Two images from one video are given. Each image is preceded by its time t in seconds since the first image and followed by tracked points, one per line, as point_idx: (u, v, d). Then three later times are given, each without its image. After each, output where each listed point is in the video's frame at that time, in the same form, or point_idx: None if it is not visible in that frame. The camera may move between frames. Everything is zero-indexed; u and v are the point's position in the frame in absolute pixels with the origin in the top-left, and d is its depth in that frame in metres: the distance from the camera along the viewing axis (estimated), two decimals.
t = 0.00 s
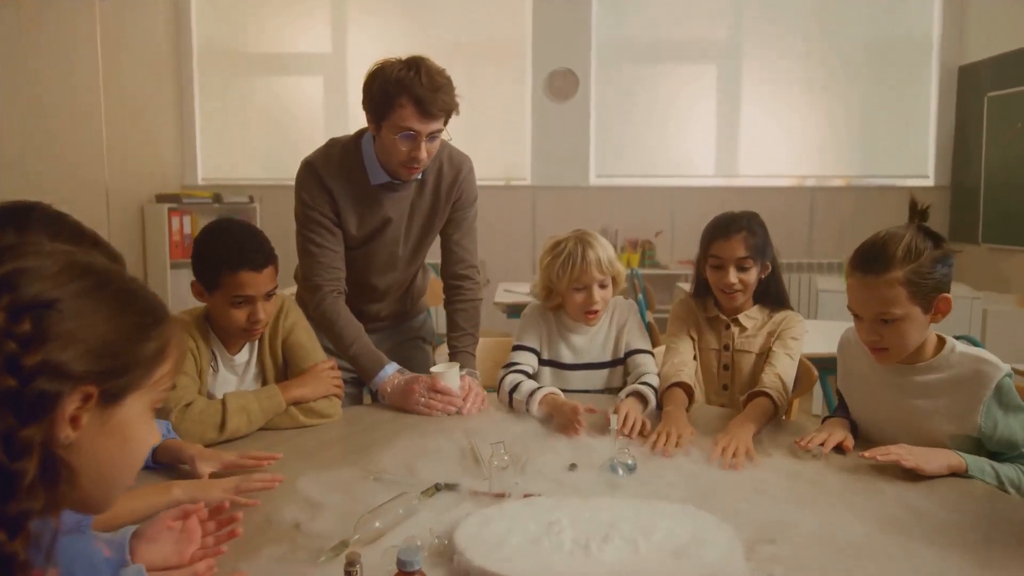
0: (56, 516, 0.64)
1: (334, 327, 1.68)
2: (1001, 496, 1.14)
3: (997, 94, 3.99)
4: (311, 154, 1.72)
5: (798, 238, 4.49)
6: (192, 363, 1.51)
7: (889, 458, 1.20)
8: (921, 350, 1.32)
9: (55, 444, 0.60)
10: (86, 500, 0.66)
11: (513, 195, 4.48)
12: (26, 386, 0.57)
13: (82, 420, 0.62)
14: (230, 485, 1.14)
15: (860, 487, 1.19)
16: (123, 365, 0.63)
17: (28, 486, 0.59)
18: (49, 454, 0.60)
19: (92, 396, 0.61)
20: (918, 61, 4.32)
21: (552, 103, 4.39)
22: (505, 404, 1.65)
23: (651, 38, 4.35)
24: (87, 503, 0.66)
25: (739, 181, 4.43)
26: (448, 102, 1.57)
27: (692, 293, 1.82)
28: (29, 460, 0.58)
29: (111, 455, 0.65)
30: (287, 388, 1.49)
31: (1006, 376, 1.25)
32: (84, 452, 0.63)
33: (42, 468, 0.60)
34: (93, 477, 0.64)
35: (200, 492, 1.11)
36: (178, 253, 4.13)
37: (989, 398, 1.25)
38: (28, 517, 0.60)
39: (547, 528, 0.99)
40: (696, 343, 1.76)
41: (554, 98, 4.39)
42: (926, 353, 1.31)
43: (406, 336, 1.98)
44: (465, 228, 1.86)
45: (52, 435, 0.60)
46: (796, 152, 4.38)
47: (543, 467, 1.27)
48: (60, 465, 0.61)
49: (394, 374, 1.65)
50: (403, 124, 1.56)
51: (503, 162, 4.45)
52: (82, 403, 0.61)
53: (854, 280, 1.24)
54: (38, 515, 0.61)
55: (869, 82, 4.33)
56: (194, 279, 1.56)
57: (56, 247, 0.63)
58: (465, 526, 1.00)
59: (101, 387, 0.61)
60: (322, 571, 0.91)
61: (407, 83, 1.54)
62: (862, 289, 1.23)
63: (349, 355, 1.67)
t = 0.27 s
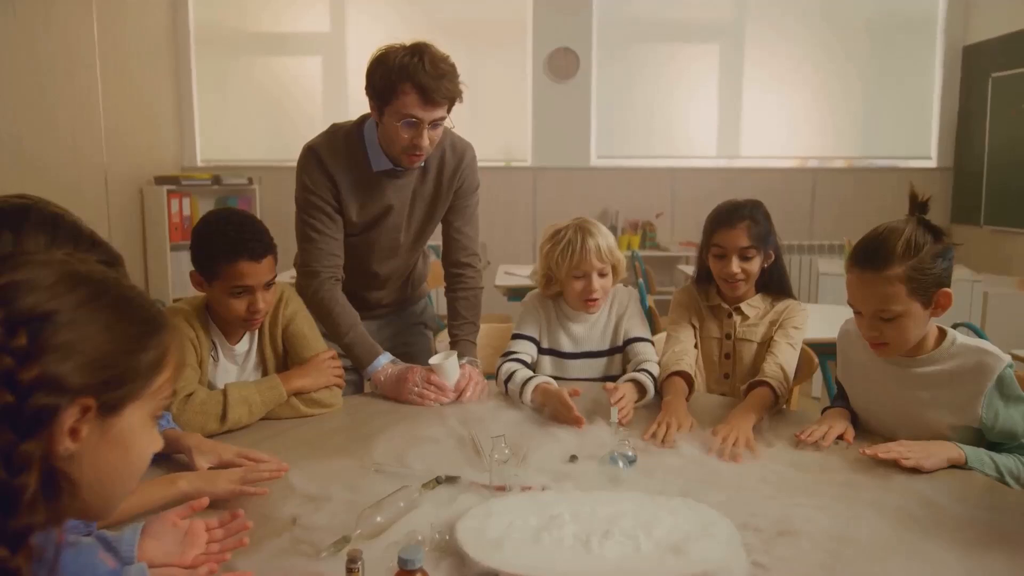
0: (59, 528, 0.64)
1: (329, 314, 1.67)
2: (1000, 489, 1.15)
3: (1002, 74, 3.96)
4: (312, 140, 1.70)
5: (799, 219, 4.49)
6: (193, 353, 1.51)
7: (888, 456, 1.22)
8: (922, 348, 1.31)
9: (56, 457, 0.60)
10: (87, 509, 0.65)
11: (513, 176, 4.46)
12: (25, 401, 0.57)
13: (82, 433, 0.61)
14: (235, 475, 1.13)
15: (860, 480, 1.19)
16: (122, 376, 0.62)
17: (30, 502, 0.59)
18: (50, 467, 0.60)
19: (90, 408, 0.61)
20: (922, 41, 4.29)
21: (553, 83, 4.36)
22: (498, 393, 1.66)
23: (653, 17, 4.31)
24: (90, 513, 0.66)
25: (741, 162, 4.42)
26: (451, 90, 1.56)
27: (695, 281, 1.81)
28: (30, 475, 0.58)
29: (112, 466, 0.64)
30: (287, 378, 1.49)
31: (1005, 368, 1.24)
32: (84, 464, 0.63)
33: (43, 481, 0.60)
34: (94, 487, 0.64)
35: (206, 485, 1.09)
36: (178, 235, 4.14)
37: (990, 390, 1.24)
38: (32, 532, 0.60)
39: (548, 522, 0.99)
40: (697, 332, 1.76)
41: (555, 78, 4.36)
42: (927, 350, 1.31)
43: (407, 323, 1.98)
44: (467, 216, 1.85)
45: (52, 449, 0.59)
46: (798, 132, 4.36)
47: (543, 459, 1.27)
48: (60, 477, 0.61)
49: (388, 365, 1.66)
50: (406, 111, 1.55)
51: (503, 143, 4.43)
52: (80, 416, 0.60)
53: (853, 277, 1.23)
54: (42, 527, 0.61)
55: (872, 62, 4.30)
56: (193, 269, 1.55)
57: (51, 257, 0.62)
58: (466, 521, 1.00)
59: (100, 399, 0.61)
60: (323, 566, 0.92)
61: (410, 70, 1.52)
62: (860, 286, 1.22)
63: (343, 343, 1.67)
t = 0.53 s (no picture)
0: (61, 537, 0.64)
1: (320, 299, 1.68)
2: (997, 481, 1.15)
3: (1007, 53, 3.92)
4: (314, 125, 1.69)
5: (801, 200, 4.48)
6: (194, 342, 1.50)
7: (886, 452, 1.22)
8: (921, 340, 1.31)
9: (56, 469, 0.60)
10: (87, 519, 0.66)
11: (513, 156, 4.44)
12: (23, 415, 0.57)
13: (81, 444, 0.61)
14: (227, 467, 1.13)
15: (859, 471, 1.20)
16: (122, 386, 0.62)
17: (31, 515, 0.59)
18: (50, 480, 0.60)
19: (89, 419, 0.61)
20: (926, 20, 4.25)
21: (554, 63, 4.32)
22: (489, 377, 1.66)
23: None
24: (92, 521, 0.66)
25: (742, 142, 4.40)
26: (454, 74, 1.54)
27: (696, 267, 1.81)
28: (30, 487, 0.58)
29: (112, 476, 0.64)
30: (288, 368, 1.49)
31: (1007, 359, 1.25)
32: (85, 474, 0.63)
33: (43, 494, 0.60)
34: (95, 498, 0.64)
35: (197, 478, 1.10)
36: (178, 217, 4.14)
37: (990, 382, 1.25)
38: (33, 544, 0.60)
39: (549, 517, 1.00)
40: (698, 319, 1.75)
41: (556, 57, 4.32)
42: (926, 343, 1.31)
43: (409, 309, 1.98)
44: (468, 203, 1.85)
45: (52, 461, 0.59)
46: (799, 112, 4.33)
47: (543, 451, 1.28)
48: (61, 489, 0.61)
49: (375, 355, 1.65)
50: (407, 96, 1.53)
51: (502, 123, 4.41)
52: (79, 428, 0.60)
53: (853, 272, 1.25)
54: (42, 539, 0.61)
55: (876, 40, 4.26)
56: (190, 259, 1.55)
57: (50, 268, 0.62)
58: (467, 515, 1.01)
59: (99, 411, 0.61)
60: (326, 560, 0.92)
61: (412, 53, 1.50)
62: (859, 281, 1.24)
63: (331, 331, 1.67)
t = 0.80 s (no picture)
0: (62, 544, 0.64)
1: (316, 287, 1.68)
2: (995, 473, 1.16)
3: (1012, 35, 3.88)
4: (316, 111, 1.67)
5: (801, 183, 4.47)
6: (195, 333, 1.50)
7: (883, 448, 1.22)
8: (921, 333, 1.32)
9: (55, 477, 0.60)
10: (88, 525, 0.66)
11: (513, 139, 4.42)
12: (21, 424, 0.57)
13: (80, 452, 0.61)
14: (225, 455, 1.14)
15: (857, 464, 1.20)
16: (121, 393, 0.62)
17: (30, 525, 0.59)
18: (49, 489, 0.60)
19: (88, 428, 0.60)
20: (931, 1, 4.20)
21: (554, 44, 4.29)
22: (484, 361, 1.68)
23: None
24: (92, 527, 0.66)
25: (744, 125, 4.38)
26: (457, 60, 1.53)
27: (697, 255, 1.80)
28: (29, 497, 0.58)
29: (112, 482, 0.64)
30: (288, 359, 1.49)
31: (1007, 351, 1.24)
32: (84, 482, 0.63)
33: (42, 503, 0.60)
34: (96, 504, 0.64)
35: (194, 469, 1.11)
36: (177, 200, 4.14)
37: (989, 375, 1.25)
38: (36, 551, 0.61)
39: (548, 512, 1.00)
40: (698, 308, 1.75)
41: (556, 39, 4.28)
42: (926, 336, 1.32)
43: (411, 298, 1.97)
44: (470, 191, 1.84)
45: (51, 470, 0.59)
46: (801, 95, 4.32)
47: (543, 442, 1.29)
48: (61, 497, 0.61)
49: (365, 348, 1.65)
50: (409, 82, 1.52)
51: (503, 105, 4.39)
52: (77, 437, 0.60)
53: (855, 265, 1.26)
54: (43, 546, 0.61)
55: (880, 22, 4.21)
56: (189, 250, 1.54)
57: (48, 275, 0.62)
58: (467, 509, 1.02)
59: (98, 419, 0.61)
60: (327, 556, 0.93)
61: (414, 39, 1.49)
62: (861, 275, 1.25)
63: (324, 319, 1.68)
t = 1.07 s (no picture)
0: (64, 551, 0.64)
1: (322, 274, 1.67)
2: (992, 464, 1.17)
3: (1016, 14, 3.86)
4: (318, 95, 1.65)
5: (802, 163, 4.47)
6: (195, 321, 1.50)
7: (880, 444, 1.23)
8: (922, 323, 1.32)
9: (55, 487, 0.60)
10: (90, 532, 0.66)
11: (513, 117, 4.40)
12: (21, 437, 0.56)
13: (81, 461, 0.61)
14: (215, 432, 1.17)
15: (856, 454, 1.21)
16: (119, 401, 0.62)
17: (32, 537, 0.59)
18: (51, 499, 0.60)
19: (87, 437, 0.60)
20: None
21: (555, 23, 4.27)
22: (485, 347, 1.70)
23: None
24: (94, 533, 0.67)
25: (745, 104, 4.37)
26: (460, 45, 1.51)
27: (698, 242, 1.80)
28: (32, 509, 0.58)
29: (112, 489, 0.64)
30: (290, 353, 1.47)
31: (1007, 342, 1.25)
32: (85, 490, 0.63)
33: (44, 513, 0.60)
34: (97, 512, 0.64)
35: (195, 453, 1.13)
36: (176, 179, 4.13)
37: (989, 366, 1.25)
38: (39, 562, 0.61)
39: (548, 504, 1.01)
40: (698, 295, 1.75)
41: (556, 17, 4.27)
42: (926, 325, 1.32)
43: (414, 284, 1.96)
44: (473, 176, 1.83)
45: (51, 480, 0.59)
46: (801, 74, 4.31)
47: (543, 432, 1.29)
48: (62, 505, 0.61)
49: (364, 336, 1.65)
50: (412, 67, 1.50)
51: (503, 84, 4.38)
52: (77, 447, 0.60)
53: (856, 256, 1.26)
54: (48, 557, 0.62)
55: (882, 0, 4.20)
56: (189, 236, 1.54)
57: (44, 284, 0.62)
58: (467, 500, 1.02)
59: (98, 429, 0.61)
60: (329, 549, 0.94)
61: (416, 23, 1.47)
62: (862, 266, 1.25)
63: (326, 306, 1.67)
